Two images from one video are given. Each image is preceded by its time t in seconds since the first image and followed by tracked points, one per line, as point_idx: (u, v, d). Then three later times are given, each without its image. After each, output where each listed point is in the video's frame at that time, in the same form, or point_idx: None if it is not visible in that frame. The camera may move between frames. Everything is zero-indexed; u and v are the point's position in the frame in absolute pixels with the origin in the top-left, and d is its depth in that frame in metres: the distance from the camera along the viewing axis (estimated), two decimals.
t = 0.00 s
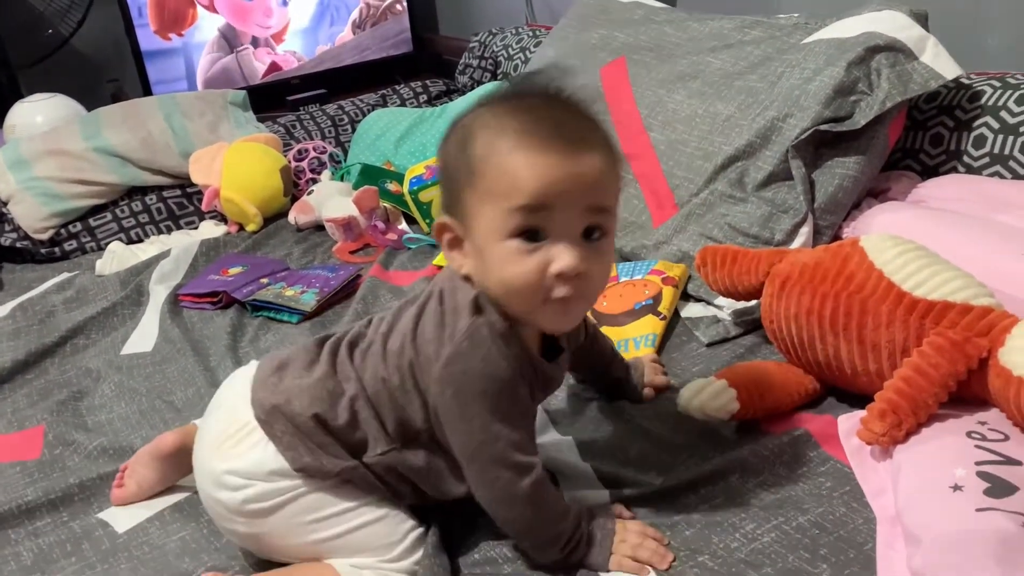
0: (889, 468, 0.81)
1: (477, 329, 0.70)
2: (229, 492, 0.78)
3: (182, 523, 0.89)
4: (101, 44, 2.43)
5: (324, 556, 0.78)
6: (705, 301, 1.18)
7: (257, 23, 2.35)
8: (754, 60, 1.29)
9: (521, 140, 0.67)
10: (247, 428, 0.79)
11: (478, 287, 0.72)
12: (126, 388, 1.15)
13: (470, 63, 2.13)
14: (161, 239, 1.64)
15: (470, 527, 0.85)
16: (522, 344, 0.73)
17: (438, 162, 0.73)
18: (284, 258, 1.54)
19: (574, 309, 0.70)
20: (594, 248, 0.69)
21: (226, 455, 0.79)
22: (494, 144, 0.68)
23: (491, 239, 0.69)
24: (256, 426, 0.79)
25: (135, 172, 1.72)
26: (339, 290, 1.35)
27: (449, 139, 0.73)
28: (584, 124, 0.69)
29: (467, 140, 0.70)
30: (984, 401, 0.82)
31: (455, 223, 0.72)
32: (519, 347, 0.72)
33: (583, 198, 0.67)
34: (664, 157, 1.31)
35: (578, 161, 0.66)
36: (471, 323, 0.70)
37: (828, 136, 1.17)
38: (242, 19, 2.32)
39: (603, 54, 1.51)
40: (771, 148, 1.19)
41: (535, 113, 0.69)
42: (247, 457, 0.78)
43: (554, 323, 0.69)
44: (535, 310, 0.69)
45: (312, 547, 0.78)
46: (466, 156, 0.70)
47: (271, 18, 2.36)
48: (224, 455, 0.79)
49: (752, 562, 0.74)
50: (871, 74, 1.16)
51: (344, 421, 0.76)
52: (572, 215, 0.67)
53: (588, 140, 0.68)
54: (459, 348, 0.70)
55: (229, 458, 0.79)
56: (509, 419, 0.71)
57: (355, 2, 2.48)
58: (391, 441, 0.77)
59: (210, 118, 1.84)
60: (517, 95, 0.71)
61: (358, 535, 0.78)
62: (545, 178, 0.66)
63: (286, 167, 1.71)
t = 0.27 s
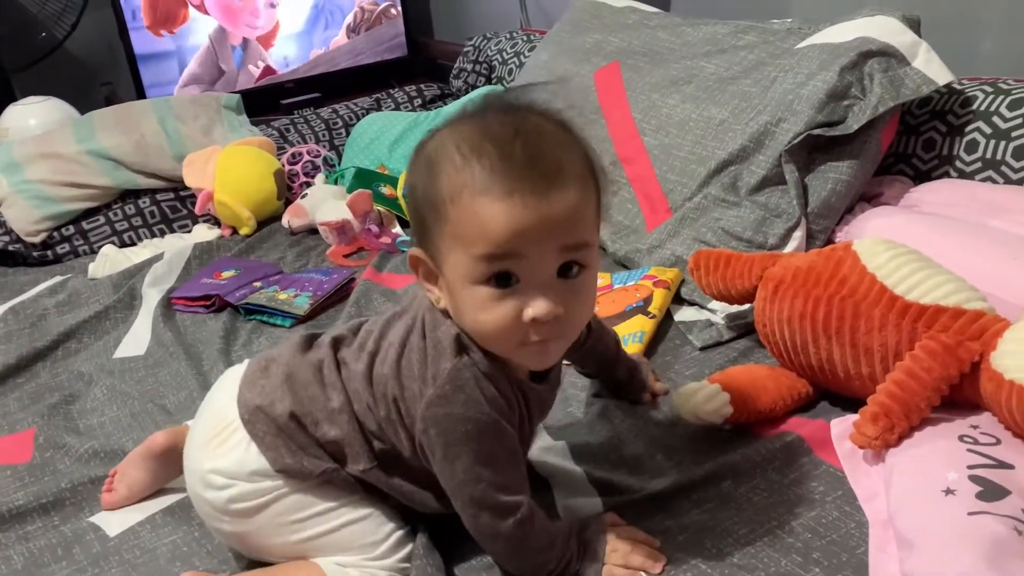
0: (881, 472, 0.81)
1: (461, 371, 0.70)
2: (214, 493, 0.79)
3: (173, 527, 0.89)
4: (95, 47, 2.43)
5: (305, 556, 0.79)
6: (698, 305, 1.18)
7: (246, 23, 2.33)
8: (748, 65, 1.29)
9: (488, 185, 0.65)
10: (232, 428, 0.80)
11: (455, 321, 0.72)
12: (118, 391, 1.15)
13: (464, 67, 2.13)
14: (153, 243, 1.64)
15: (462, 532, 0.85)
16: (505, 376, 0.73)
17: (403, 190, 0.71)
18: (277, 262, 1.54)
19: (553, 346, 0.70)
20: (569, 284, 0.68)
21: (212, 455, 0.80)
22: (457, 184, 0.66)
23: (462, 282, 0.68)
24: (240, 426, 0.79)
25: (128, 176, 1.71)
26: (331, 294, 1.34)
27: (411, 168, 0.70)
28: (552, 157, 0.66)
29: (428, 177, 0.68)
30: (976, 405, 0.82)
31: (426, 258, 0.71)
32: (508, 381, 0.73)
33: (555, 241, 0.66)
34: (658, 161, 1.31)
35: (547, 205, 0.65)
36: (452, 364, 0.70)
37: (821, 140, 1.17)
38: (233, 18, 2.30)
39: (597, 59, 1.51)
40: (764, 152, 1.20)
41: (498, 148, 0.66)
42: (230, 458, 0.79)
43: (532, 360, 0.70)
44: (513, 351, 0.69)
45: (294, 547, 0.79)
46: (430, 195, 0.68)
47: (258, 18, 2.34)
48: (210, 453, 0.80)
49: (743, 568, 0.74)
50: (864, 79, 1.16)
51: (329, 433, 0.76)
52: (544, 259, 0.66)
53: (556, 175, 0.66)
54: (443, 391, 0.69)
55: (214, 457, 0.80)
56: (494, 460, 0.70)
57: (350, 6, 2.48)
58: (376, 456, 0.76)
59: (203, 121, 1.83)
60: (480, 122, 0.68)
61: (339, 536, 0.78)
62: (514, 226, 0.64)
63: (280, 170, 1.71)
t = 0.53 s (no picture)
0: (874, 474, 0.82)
1: (473, 369, 0.69)
2: (230, 461, 0.80)
3: (166, 531, 0.88)
4: (89, 51, 2.43)
5: (293, 543, 0.79)
6: (693, 308, 1.19)
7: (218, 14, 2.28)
8: (741, 69, 1.30)
9: (487, 182, 0.65)
10: (256, 402, 0.79)
11: (467, 320, 0.72)
12: (112, 395, 1.15)
13: (459, 71, 2.14)
14: (147, 246, 1.63)
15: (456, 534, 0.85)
16: (520, 368, 0.73)
17: (402, 192, 0.70)
18: (271, 265, 1.54)
19: (569, 333, 0.70)
20: (579, 271, 0.68)
21: (235, 424, 0.80)
22: (456, 185, 0.66)
23: (471, 283, 0.68)
24: (264, 401, 0.79)
25: (122, 179, 1.72)
26: (326, 297, 1.34)
27: (407, 172, 0.70)
28: (546, 147, 0.66)
29: (427, 180, 0.68)
30: (968, 407, 0.82)
31: (433, 261, 0.71)
32: (524, 375, 0.73)
33: (559, 230, 0.66)
34: (652, 165, 1.32)
35: (546, 197, 0.65)
36: (468, 360, 0.70)
37: (814, 144, 1.17)
38: (206, 15, 2.26)
39: (591, 63, 1.52)
40: (757, 156, 1.20)
41: (492, 145, 0.65)
42: (250, 432, 0.79)
43: (549, 351, 0.70)
44: (528, 344, 0.69)
45: (283, 531, 0.79)
46: (430, 198, 0.68)
47: (229, 5, 2.28)
48: (228, 423, 0.81)
49: (736, 570, 0.74)
50: (856, 83, 1.17)
51: (342, 424, 0.76)
52: (550, 250, 0.66)
53: (553, 165, 0.65)
54: (456, 386, 0.69)
55: (235, 427, 0.80)
56: (503, 457, 0.70)
57: (344, 10, 2.48)
58: (390, 450, 0.77)
59: (198, 125, 1.83)
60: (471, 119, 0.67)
61: (326, 531, 0.78)
62: (517, 222, 0.64)
63: (274, 173, 1.71)
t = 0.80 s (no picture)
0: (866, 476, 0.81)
1: (495, 356, 0.69)
2: (253, 430, 0.80)
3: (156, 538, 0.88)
4: (80, 55, 2.42)
5: (276, 529, 0.77)
6: (686, 310, 1.19)
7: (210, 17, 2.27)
8: (732, 71, 1.30)
9: (519, 158, 0.65)
10: (298, 380, 0.80)
11: (496, 306, 0.71)
12: (103, 401, 1.14)
13: (451, 74, 2.13)
14: (139, 251, 1.63)
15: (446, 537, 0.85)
16: (547, 363, 0.71)
17: (438, 177, 0.71)
18: (263, 269, 1.53)
19: (596, 322, 0.68)
20: (607, 256, 0.67)
21: (270, 395, 0.81)
22: (490, 162, 0.66)
23: (500, 261, 0.67)
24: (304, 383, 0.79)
25: (114, 184, 1.71)
26: (318, 301, 1.34)
27: (445, 154, 0.71)
28: (580, 129, 0.66)
29: (462, 159, 0.68)
30: (960, 410, 0.82)
31: (466, 243, 0.71)
32: (548, 368, 0.72)
33: (588, 210, 0.65)
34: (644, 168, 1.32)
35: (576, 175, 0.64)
36: (492, 348, 0.69)
37: (806, 145, 1.18)
38: (197, 18, 2.25)
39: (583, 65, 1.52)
40: (749, 158, 1.20)
41: (526, 123, 0.66)
42: (282, 406, 0.79)
43: (574, 339, 0.68)
44: (553, 330, 0.68)
45: (274, 513, 0.77)
46: (464, 176, 0.68)
47: (219, 6, 2.26)
48: (264, 393, 0.81)
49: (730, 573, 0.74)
50: (848, 85, 1.17)
51: (373, 417, 0.76)
52: (577, 229, 0.65)
53: (585, 146, 0.66)
54: (477, 373, 0.69)
55: (268, 399, 0.80)
56: (513, 452, 0.69)
57: (337, 13, 2.48)
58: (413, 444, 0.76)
59: (189, 129, 1.83)
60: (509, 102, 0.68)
61: (318, 527, 0.76)
62: (545, 196, 0.64)
63: (266, 177, 1.71)
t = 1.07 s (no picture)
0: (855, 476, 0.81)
1: (469, 362, 0.69)
2: (226, 450, 0.79)
3: (141, 544, 0.87)
4: (67, 57, 2.41)
5: (256, 548, 0.77)
6: (674, 310, 1.19)
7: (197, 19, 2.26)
8: (720, 70, 1.30)
9: (484, 165, 0.65)
10: (267, 396, 0.79)
11: (471, 314, 0.71)
12: (89, 405, 1.13)
13: (440, 74, 2.13)
14: (126, 254, 1.62)
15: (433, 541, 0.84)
16: (520, 367, 0.72)
17: (408, 188, 0.71)
18: (251, 272, 1.52)
19: (570, 325, 0.68)
20: (577, 258, 0.67)
21: (240, 414, 0.80)
22: (457, 170, 0.66)
23: (471, 269, 0.67)
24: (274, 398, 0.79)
25: (100, 186, 1.70)
26: (305, 304, 1.33)
27: (413, 166, 0.71)
28: (544, 134, 0.67)
29: (429, 169, 0.68)
30: (948, 408, 0.82)
31: (437, 253, 0.71)
32: (521, 373, 0.71)
33: (556, 213, 0.65)
34: (632, 168, 1.31)
35: (542, 179, 0.64)
36: (464, 354, 0.69)
37: (793, 144, 1.18)
38: (185, 20, 2.24)
39: (571, 65, 1.52)
40: (736, 157, 1.20)
41: (490, 130, 0.66)
42: (254, 424, 0.78)
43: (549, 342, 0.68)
44: (527, 334, 0.68)
45: (253, 533, 0.77)
46: (433, 186, 0.68)
47: (207, 9, 2.25)
48: (235, 413, 0.80)
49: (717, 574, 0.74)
50: (835, 83, 1.17)
51: (349, 431, 0.76)
52: (546, 233, 0.65)
53: (550, 150, 0.66)
54: (449, 377, 0.68)
55: (239, 417, 0.80)
56: (492, 458, 0.69)
57: (325, 14, 2.48)
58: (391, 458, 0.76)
59: (176, 131, 1.82)
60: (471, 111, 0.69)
61: (299, 542, 0.76)
62: (512, 202, 0.64)
63: (253, 179, 1.70)
